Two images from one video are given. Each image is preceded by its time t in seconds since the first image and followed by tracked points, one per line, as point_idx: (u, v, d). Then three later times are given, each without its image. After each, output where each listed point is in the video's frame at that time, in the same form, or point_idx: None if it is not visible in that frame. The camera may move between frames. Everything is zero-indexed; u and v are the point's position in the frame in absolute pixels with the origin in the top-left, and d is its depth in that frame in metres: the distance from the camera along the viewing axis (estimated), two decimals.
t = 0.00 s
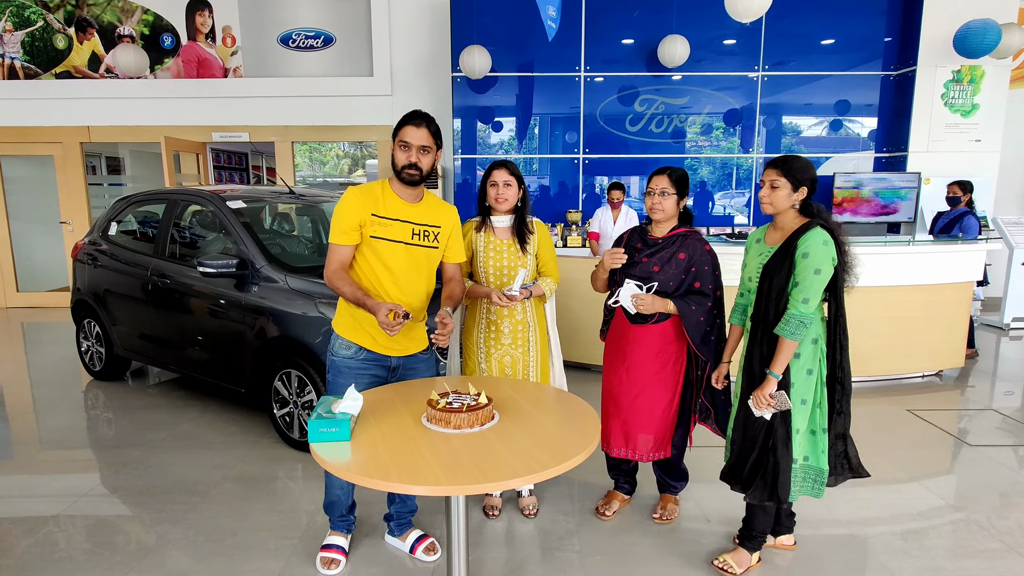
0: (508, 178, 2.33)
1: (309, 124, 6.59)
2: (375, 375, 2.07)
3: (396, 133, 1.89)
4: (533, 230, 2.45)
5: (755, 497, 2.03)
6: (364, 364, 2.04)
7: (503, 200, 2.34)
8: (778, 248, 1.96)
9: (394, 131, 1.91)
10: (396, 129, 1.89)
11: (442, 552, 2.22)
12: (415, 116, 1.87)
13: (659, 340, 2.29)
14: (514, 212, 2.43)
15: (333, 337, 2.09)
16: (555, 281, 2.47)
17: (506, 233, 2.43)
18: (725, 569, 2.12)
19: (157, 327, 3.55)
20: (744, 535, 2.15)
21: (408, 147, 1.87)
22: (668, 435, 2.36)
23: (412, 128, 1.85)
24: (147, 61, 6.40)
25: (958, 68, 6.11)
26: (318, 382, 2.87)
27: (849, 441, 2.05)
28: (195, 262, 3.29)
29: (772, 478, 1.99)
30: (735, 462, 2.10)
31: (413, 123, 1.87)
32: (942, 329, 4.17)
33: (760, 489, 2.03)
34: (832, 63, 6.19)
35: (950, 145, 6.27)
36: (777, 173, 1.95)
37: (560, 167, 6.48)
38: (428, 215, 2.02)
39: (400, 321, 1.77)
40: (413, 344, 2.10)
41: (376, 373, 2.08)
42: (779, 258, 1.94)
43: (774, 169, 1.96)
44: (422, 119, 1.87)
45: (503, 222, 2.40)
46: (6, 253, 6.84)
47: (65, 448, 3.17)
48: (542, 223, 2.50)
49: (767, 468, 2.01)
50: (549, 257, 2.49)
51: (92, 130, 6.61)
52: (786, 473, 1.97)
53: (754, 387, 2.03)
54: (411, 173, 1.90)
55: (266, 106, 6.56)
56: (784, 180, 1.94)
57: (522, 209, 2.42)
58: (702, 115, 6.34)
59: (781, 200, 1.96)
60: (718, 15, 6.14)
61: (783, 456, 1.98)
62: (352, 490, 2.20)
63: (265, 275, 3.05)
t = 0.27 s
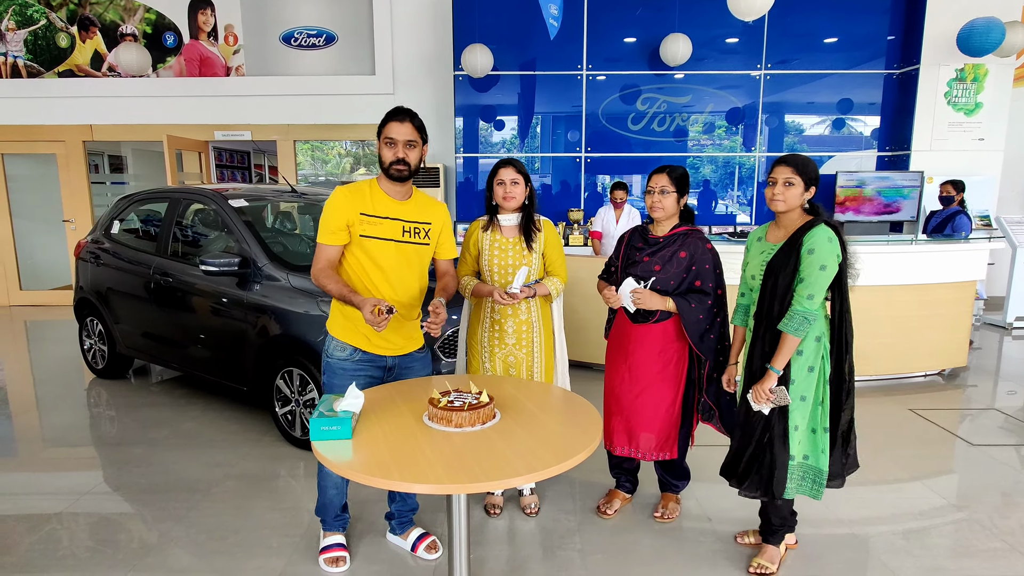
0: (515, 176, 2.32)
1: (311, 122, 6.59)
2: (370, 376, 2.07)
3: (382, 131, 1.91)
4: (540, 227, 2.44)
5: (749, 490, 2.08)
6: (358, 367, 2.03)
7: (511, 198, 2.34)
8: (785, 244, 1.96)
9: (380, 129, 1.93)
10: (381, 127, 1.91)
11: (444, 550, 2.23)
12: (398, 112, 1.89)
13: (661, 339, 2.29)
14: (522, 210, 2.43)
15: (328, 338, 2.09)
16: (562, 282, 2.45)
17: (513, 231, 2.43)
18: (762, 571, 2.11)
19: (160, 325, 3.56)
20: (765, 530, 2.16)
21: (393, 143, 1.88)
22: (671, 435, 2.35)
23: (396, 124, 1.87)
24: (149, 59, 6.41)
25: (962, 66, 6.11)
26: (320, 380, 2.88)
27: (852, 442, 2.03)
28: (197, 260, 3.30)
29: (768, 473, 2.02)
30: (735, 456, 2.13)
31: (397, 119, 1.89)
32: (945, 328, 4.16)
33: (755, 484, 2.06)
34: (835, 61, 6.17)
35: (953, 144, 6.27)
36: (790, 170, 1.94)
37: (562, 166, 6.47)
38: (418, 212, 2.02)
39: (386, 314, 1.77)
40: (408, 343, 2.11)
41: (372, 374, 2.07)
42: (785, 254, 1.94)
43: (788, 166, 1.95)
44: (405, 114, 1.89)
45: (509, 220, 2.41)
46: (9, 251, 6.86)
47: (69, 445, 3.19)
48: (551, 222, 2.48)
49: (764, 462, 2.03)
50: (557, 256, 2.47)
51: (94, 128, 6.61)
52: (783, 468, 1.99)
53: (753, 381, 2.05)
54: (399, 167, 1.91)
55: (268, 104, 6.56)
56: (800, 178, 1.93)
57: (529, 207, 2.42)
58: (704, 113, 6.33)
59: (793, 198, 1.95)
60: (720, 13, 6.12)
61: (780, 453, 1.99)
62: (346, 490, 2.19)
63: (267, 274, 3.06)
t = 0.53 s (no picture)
0: (524, 176, 2.32)
1: (314, 120, 6.60)
2: (363, 380, 2.06)
3: (351, 127, 1.93)
4: (546, 226, 2.44)
5: (771, 496, 2.04)
6: (349, 371, 2.03)
7: (519, 198, 2.34)
8: (789, 242, 1.95)
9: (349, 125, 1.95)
10: (349, 122, 1.93)
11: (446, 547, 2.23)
12: (365, 107, 1.91)
13: (664, 337, 2.28)
14: (529, 209, 2.43)
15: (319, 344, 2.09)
16: (568, 282, 2.44)
17: (519, 230, 2.43)
18: (768, 571, 2.11)
19: (164, 323, 3.57)
20: (770, 531, 2.15)
21: (361, 138, 1.90)
22: (674, 433, 2.35)
23: (363, 118, 1.89)
24: (153, 58, 6.42)
25: (967, 64, 6.10)
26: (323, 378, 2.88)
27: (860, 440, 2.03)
28: (201, 259, 3.31)
29: (788, 477, 2.00)
30: (750, 460, 2.10)
31: (365, 114, 1.90)
32: (949, 327, 4.15)
33: (775, 487, 2.03)
34: (840, 59, 6.14)
35: (958, 142, 6.25)
36: (796, 169, 1.93)
37: (565, 165, 6.47)
38: (394, 207, 2.03)
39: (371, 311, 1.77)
40: (400, 341, 2.10)
41: (364, 377, 2.07)
42: (791, 253, 1.93)
43: (793, 166, 1.94)
44: (372, 108, 1.90)
45: (516, 219, 2.40)
46: (15, 249, 6.90)
47: (73, 442, 3.20)
48: (557, 220, 2.48)
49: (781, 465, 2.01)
50: (563, 256, 2.47)
51: (98, 126, 6.63)
52: (802, 470, 1.98)
53: (768, 385, 2.02)
54: (369, 162, 1.93)
55: (271, 102, 6.57)
56: (805, 177, 1.93)
57: (536, 206, 2.43)
58: (708, 111, 6.32)
59: (798, 197, 1.94)
60: (724, 11, 6.11)
61: (798, 455, 1.98)
62: (344, 489, 2.19)
63: (270, 272, 3.07)
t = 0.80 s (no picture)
0: (529, 175, 2.31)
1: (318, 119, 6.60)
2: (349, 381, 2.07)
3: (320, 127, 1.92)
4: (550, 225, 2.44)
5: (776, 495, 2.04)
6: (334, 373, 2.04)
7: (525, 197, 2.33)
8: (793, 242, 1.95)
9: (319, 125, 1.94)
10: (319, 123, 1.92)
11: (448, 545, 2.24)
12: (332, 106, 1.90)
13: (665, 336, 2.28)
14: (533, 209, 2.42)
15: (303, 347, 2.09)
16: (571, 282, 2.44)
17: (523, 229, 2.43)
18: (768, 571, 2.10)
19: (167, 321, 3.58)
20: (771, 531, 2.15)
21: (330, 137, 1.88)
22: (674, 432, 2.36)
23: (331, 117, 1.87)
24: (157, 56, 6.43)
25: (972, 63, 6.07)
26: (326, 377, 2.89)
27: (863, 440, 2.03)
28: (204, 257, 3.32)
29: (791, 477, 2.00)
30: (753, 460, 2.10)
31: (333, 114, 1.89)
32: (953, 327, 4.14)
33: (779, 487, 2.03)
34: (844, 58, 6.12)
35: (963, 141, 6.22)
36: (798, 169, 1.92)
37: (569, 164, 6.46)
38: (369, 206, 2.03)
39: (351, 312, 1.80)
40: (385, 339, 2.11)
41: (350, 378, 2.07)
42: (794, 252, 1.92)
43: (796, 165, 1.93)
44: (339, 107, 1.89)
45: (520, 219, 2.40)
46: (20, 247, 6.93)
47: (78, 440, 3.22)
48: (561, 220, 2.47)
49: (785, 465, 2.01)
50: (566, 256, 2.47)
51: (102, 125, 6.65)
52: (805, 471, 1.98)
53: (771, 386, 2.02)
54: (338, 162, 1.91)
55: (275, 101, 6.58)
56: (807, 176, 1.92)
57: (540, 206, 2.42)
58: (711, 110, 6.30)
59: (801, 198, 1.94)
60: (728, 10, 6.09)
61: (801, 455, 1.98)
62: (340, 488, 2.20)
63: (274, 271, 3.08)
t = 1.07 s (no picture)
0: (531, 173, 2.31)
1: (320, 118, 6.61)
2: (341, 379, 2.07)
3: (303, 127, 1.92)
4: (552, 224, 2.44)
5: (776, 495, 2.04)
6: (326, 373, 2.04)
7: (527, 195, 2.33)
8: (795, 241, 1.95)
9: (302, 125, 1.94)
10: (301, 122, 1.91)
11: (430, 542, 2.25)
12: (314, 106, 1.89)
13: (666, 335, 2.28)
14: (534, 207, 2.42)
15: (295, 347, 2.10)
16: (573, 280, 2.43)
17: (524, 228, 2.43)
18: (769, 570, 2.10)
19: (170, 319, 3.60)
20: (772, 531, 2.14)
21: (313, 137, 1.89)
22: (675, 431, 2.36)
23: (315, 117, 1.88)
24: (160, 55, 6.44)
25: (976, 62, 6.03)
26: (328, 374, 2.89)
27: (865, 440, 2.02)
28: (206, 255, 3.33)
29: (792, 477, 2.00)
30: (753, 460, 2.10)
31: (317, 113, 1.89)
32: (957, 326, 4.12)
33: (780, 487, 2.03)
34: (848, 56, 6.10)
35: (967, 141, 6.19)
36: (797, 169, 1.92)
37: (571, 162, 6.46)
38: (354, 205, 2.02)
39: (328, 313, 1.80)
40: (377, 337, 2.11)
41: (342, 377, 2.08)
42: (796, 252, 1.92)
43: (795, 165, 1.93)
44: (321, 107, 1.89)
45: (522, 217, 2.40)
46: (24, 245, 6.96)
47: (81, 437, 3.23)
48: (562, 218, 2.47)
49: (786, 465, 2.01)
50: (567, 254, 2.46)
51: (107, 123, 6.67)
52: (806, 471, 1.98)
53: (773, 386, 2.02)
54: (321, 162, 1.90)
55: (277, 100, 6.59)
56: (807, 176, 1.92)
57: (542, 204, 2.42)
58: (714, 109, 6.29)
59: (801, 197, 1.93)
60: (732, 8, 6.08)
61: (802, 454, 1.98)
62: (340, 485, 2.20)
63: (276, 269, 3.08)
